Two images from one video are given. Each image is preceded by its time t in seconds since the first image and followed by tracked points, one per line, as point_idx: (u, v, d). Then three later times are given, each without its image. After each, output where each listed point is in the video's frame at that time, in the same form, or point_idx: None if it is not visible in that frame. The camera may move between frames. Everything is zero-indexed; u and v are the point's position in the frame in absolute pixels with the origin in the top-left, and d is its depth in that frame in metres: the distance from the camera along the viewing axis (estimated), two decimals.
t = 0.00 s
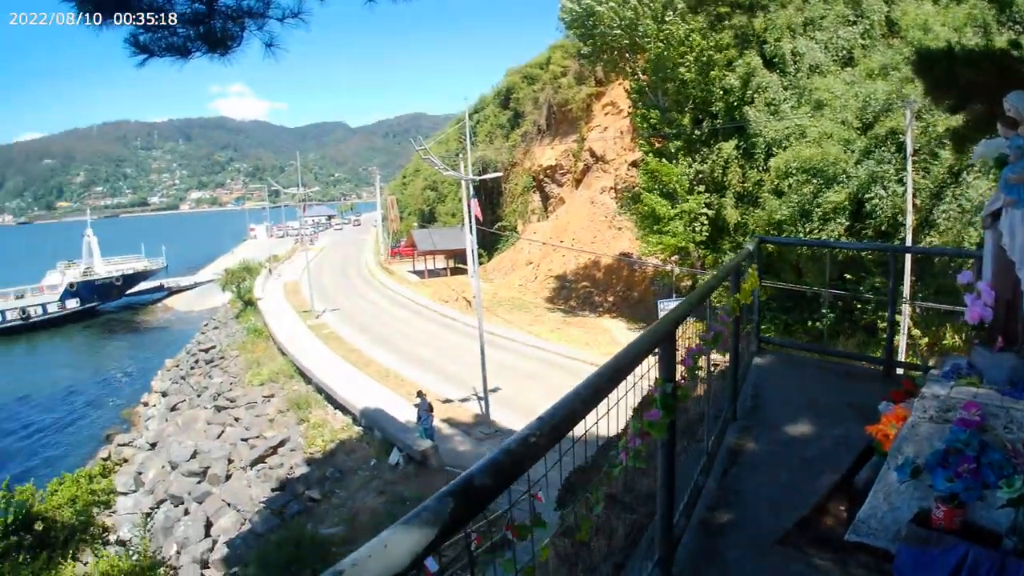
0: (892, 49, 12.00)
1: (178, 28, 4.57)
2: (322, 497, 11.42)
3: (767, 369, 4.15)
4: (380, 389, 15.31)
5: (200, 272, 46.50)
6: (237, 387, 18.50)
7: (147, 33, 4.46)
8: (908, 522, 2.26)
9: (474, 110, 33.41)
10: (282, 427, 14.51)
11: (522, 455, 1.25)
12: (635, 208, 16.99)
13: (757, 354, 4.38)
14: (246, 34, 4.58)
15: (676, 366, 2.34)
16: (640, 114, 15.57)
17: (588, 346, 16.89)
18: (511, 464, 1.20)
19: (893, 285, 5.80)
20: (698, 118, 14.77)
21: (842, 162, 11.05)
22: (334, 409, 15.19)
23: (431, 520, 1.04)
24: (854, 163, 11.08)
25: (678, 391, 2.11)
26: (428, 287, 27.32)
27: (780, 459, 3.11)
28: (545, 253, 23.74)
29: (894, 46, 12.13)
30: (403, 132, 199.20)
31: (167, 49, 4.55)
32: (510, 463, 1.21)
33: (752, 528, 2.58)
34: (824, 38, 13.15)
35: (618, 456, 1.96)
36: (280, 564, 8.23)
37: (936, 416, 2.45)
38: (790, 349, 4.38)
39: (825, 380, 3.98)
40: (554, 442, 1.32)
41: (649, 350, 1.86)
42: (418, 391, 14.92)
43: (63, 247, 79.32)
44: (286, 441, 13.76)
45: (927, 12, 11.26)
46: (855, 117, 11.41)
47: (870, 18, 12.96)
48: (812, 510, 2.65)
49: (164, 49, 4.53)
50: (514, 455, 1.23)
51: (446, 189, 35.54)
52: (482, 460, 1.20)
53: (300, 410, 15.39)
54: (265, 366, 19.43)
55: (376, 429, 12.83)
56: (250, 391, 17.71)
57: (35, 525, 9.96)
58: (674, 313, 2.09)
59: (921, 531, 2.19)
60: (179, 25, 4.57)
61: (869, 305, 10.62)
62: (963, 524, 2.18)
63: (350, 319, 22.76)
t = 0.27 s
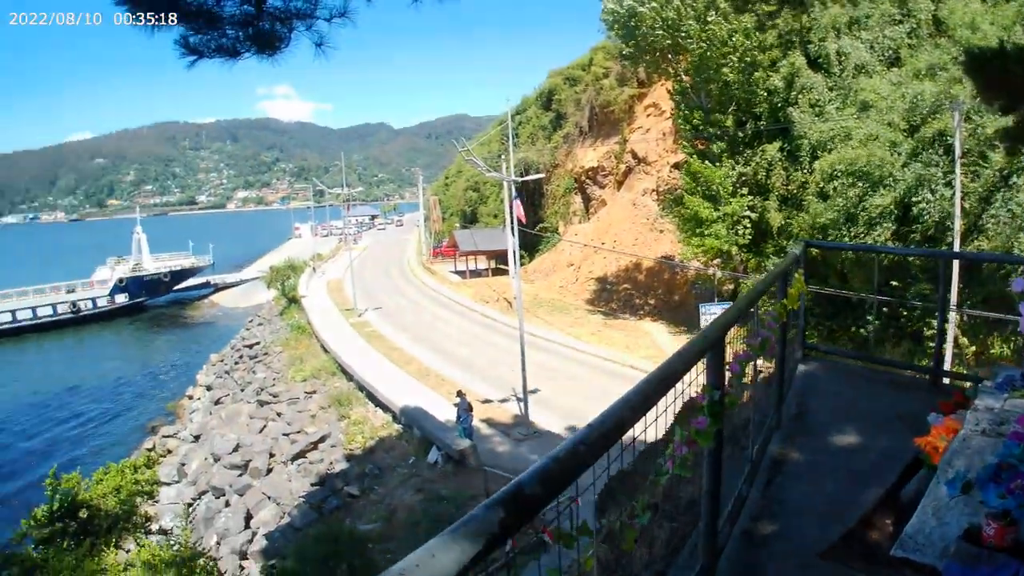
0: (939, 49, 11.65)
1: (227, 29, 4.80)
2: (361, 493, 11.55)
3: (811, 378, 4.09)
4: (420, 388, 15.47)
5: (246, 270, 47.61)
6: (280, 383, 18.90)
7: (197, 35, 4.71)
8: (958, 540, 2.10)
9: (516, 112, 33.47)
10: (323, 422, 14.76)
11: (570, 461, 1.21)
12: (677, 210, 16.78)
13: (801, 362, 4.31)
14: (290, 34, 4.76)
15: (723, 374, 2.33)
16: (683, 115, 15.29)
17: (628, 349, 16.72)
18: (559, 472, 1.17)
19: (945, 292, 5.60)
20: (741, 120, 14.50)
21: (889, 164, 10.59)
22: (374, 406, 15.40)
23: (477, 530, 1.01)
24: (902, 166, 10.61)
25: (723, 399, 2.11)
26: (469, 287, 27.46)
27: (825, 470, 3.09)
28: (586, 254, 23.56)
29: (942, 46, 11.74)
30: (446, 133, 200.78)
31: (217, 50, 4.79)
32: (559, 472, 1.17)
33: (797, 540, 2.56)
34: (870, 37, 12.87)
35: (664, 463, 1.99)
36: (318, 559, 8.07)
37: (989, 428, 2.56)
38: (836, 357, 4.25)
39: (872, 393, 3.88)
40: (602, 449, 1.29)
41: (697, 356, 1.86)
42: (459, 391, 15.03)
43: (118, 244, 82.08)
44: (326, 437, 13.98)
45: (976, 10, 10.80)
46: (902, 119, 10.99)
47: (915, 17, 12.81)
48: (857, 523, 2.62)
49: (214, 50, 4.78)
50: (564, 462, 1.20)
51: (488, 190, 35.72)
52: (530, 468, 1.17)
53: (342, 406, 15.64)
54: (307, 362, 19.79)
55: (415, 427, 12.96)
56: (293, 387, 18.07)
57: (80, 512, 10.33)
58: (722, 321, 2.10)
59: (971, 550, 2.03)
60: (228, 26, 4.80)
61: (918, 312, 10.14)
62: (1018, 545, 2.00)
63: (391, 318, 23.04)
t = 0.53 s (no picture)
0: (991, 47, 11.22)
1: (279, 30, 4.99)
2: (401, 489, 11.67)
3: (860, 387, 3.97)
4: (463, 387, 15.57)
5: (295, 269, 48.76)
6: (326, 379, 19.29)
7: (250, 39, 4.92)
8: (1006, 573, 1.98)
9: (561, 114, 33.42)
10: (366, 419, 14.99)
11: (621, 473, 1.20)
12: (723, 213, 16.49)
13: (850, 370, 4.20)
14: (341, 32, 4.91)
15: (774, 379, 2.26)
16: (730, 117, 15.02)
17: (671, 353, 16.49)
18: (609, 483, 1.17)
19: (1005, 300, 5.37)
20: (789, 121, 14.18)
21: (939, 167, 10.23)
22: (418, 405, 15.57)
23: (522, 544, 1.01)
24: (952, 169, 10.21)
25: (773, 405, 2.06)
26: (513, 288, 27.54)
27: (874, 484, 2.99)
28: (631, 256, 23.39)
29: (994, 45, 11.23)
30: (493, 134, 201.56)
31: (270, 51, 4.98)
32: (608, 481, 1.16)
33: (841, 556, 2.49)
34: (919, 36, 12.37)
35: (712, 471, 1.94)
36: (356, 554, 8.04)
37: None
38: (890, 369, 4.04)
39: (925, 404, 3.75)
40: (653, 461, 1.28)
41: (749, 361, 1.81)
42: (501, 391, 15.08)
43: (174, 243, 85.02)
44: (369, 434, 14.20)
45: None
46: (954, 120, 10.57)
47: (967, 14, 12.18)
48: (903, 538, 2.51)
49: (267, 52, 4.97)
50: (615, 472, 1.19)
51: (533, 192, 35.78)
52: (580, 477, 1.16)
53: (385, 404, 15.86)
54: (352, 360, 20.14)
55: (457, 426, 13.05)
56: (338, 383, 18.42)
57: (126, 501, 10.72)
58: (775, 326, 2.04)
59: None
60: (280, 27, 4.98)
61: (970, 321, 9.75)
62: None
63: (436, 318, 23.27)
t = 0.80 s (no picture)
0: None
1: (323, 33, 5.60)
2: (434, 486, 11.80)
3: (903, 400, 3.87)
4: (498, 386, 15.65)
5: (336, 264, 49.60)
6: (363, 374, 19.60)
7: (296, 40, 5.56)
8: None
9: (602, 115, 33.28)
10: (401, 415, 15.20)
11: (661, 488, 1.22)
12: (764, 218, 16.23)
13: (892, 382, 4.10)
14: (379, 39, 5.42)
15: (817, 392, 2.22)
16: (772, 120, 14.81)
17: (709, 358, 16.29)
18: (649, 497, 1.18)
19: None
20: (833, 125, 13.95)
21: (987, 173, 9.75)
22: (453, 402, 15.70)
23: (565, 556, 1.03)
24: (1000, 176, 9.66)
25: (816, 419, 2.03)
26: (551, 288, 27.55)
27: (916, 503, 2.91)
28: (669, 260, 23.22)
29: None
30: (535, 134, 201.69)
31: (313, 51, 5.61)
32: (650, 495, 1.18)
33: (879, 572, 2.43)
34: (967, 38, 11.97)
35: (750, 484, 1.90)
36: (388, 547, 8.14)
37: None
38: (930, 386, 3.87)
39: (971, 420, 3.63)
40: (695, 475, 1.29)
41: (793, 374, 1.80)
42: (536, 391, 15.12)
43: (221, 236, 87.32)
44: (404, 429, 14.39)
45: None
46: (1003, 125, 10.07)
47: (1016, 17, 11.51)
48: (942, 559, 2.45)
49: (311, 51, 5.60)
50: (656, 486, 1.20)
51: (573, 193, 35.73)
52: (622, 490, 1.18)
53: (421, 400, 16.05)
54: (389, 356, 20.43)
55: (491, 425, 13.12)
56: (375, 378, 18.70)
57: (163, 487, 11.07)
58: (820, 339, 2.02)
59: None
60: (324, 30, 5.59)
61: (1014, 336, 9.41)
62: None
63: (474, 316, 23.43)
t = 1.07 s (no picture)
0: None
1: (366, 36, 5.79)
2: (467, 482, 11.98)
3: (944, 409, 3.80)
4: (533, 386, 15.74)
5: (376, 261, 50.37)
6: (399, 370, 19.93)
7: (340, 41, 5.74)
8: None
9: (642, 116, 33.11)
10: (437, 411, 15.42)
11: (702, 499, 1.26)
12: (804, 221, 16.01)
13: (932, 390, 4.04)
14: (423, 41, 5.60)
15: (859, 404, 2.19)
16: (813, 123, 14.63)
17: (746, 362, 16.12)
18: (691, 508, 1.23)
19: None
20: (875, 128, 13.65)
21: None
22: (489, 400, 15.85)
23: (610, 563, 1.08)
24: None
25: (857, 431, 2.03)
26: (588, 289, 27.55)
27: (957, 514, 2.86)
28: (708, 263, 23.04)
29: None
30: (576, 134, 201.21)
31: (356, 53, 5.79)
32: (692, 506, 1.23)
33: None
34: (1016, 40, 11.68)
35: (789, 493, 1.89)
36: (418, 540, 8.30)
37: None
38: (974, 398, 3.81)
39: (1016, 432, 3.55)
40: (737, 486, 1.32)
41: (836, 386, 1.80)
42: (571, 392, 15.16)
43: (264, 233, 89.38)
44: (439, 425, 14.62)
45: None
46: None
47: None
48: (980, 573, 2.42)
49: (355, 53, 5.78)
50: (698, 499, 1.24)
51: (611, 194, 35.64)
52: (665, 501, 1.23)
53: (456, 397, 16.25)
54: (426, 353, 20.71)
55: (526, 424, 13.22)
56: (411, 374, 19.00)
57: (201, 477, 11.45)
58: (862, 350, 2.01)
59: None
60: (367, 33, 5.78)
61: None
62: None
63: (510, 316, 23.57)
